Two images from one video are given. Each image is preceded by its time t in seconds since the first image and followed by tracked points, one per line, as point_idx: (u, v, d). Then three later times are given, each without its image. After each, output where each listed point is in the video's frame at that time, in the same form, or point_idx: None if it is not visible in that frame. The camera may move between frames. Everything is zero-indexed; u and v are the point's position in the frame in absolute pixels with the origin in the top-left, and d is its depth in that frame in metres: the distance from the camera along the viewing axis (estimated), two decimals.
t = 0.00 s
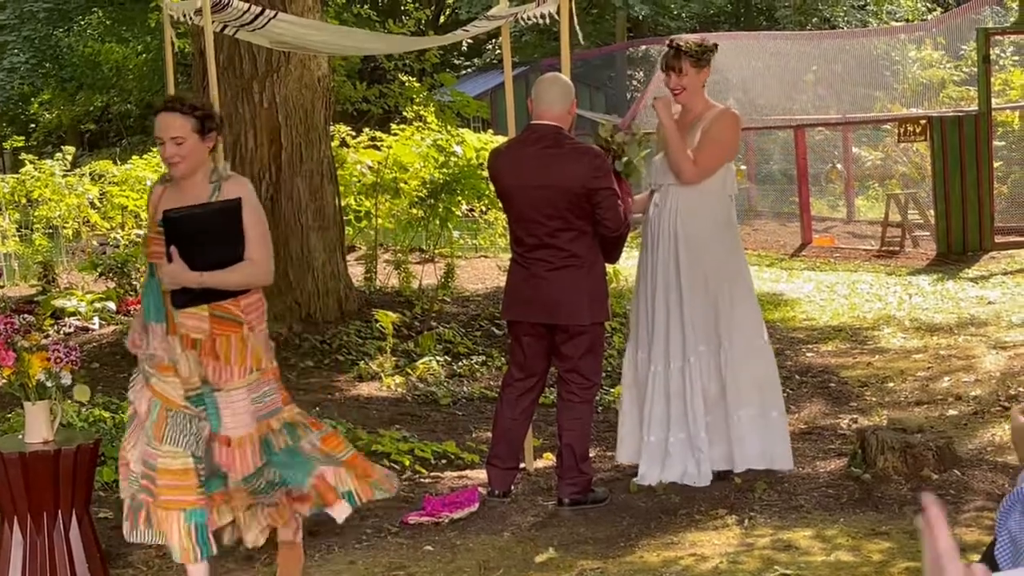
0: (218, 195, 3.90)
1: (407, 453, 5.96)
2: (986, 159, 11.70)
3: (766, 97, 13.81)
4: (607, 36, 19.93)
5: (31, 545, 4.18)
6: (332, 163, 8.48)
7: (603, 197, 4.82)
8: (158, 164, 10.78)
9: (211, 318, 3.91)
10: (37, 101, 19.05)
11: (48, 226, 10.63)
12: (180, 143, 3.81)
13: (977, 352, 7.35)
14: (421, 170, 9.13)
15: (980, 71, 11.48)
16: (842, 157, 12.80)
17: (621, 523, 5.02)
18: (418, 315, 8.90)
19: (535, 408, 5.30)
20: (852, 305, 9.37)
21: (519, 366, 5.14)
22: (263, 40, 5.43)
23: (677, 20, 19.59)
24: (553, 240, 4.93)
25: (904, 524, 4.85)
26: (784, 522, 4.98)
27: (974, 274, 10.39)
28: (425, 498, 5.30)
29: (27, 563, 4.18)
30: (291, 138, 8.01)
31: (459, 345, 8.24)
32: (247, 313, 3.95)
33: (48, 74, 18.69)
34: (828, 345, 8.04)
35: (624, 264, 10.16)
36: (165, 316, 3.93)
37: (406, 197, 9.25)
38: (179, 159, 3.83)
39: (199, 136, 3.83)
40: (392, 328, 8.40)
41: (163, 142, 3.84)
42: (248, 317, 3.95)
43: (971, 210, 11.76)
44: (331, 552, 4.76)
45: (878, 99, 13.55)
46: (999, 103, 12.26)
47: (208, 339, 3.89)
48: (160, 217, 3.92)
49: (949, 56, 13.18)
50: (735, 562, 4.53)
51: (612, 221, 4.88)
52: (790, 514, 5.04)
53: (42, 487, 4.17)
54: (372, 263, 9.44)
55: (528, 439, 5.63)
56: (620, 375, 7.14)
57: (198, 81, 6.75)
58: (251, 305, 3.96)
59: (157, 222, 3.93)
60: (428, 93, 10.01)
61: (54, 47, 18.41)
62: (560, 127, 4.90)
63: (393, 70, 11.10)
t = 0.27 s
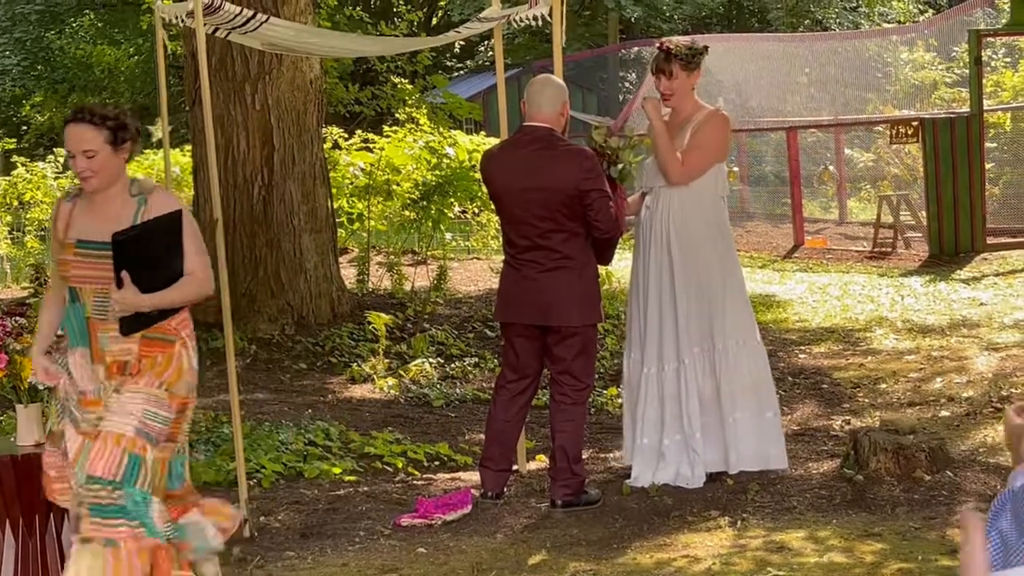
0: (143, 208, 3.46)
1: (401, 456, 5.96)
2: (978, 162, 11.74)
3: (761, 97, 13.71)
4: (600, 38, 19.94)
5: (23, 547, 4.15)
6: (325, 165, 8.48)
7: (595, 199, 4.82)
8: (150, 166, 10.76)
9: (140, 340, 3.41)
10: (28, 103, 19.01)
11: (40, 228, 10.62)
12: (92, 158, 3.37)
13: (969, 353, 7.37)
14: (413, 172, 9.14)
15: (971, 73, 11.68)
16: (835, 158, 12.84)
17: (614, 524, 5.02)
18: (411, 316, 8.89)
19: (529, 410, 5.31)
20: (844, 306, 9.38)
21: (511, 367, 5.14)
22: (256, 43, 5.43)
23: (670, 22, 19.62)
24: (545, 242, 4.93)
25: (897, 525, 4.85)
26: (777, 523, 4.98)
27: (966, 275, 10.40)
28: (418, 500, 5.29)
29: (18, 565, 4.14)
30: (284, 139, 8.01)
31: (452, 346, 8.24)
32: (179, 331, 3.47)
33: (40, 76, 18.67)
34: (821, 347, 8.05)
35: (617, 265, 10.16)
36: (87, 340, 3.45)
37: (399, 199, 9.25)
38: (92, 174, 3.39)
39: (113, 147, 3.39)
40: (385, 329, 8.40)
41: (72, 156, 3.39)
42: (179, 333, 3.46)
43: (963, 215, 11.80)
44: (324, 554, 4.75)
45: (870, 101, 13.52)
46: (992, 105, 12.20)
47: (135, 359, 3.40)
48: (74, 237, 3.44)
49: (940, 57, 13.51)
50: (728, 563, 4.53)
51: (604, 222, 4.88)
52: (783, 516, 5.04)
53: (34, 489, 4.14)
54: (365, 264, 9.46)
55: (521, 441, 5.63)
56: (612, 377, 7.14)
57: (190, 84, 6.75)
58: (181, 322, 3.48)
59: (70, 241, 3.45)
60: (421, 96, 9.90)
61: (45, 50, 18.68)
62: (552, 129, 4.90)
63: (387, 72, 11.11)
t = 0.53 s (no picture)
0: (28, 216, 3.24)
1: (392, 458, 5.95)
2: (968, 164, 11.72)
3: (751, 99, 13.78)
4: (590, 40, 19.96)
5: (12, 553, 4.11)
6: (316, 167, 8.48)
7: (585, 201, 4.83)
8: (140, 168, 10.73)
9: (22, 361, 3.25)
10: (18, 104, 18.97)
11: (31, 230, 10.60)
12: None
13: (960, 355, 7.38)
14: (403, 174, 9.14)
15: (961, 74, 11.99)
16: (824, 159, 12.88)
17: (606, 527, 5.01)
18: (402, 318, 8.88)
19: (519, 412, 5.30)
20: (835, 308, 9.39)
21: (502, 369, 5.14)
22: (246, 46, 5.42)
23: (661, 24, 19.64)
24: (535, 244, 4.93)
25: (888, 527, 4.86)
26: (769, 525, 4.98)
27: (957, 277, 10.43)
28: (409, 503, 5.28)
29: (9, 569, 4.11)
30: (274, 141, 7.99)
31: (444, 348, 8.23)
32: (72, 355, 3.31)
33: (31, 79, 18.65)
34: (811, 348, 8.06)
35: (609, 267, 10.17)
36: None
37: (390, 202, 9.26)
38: None
39: None
40: (376, 331, 8.38)
41: None
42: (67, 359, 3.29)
43: (953, 219, 11.79)
44: (315, 557, 4.74)
45: (861, 103, 13.73)
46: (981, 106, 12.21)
47: (15, 384, 3.25)
48: None
49: (931, 60, 13.47)
50: (719, 565, 4.53)
51: (594, 224, 4.88)
52: (775, 518, 5.04)
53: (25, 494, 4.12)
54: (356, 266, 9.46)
55: (513, 443, 5.63)
56: (603, 379, 7.14)
57: (181, 86, 6.74)
58: (71, 344, 3.30)
59: None
60: (411, 98, 9.91)
61: (36, 52, 18.72)
62: (543, 130, 4.90)
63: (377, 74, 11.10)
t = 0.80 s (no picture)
0: None
1: (381, 461, 5.94)
2: (956, 165, 11.81)
3: (742, 102, 13.81)
4: (580, 42, 19.97)
5: None
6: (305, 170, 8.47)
7: (577, 202, 4.83)
8: (129, 170, 10.76)
9: None
10: (6, 106, 18.91)
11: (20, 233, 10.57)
12: None
13: (949, 356, 7.39)
14: (393, 177, 9.14)
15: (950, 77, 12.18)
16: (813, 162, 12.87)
17: (596, 529, 5.00)
18: (392, 321, 8.87)
19: (508, 416, 5.29)
20: (824, 310, 9.40)
21: (492, 373, 5.13)
22: (235, 49, 5.42)
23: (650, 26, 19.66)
24: (526, 246, 4.92)
25: (878, 528, 4.86)
26: (758, 526, 4.98)
27: (946, 278, 10.44)
28: (399, 506, 5.28)
29: None
30: (264, 144, 7.98)
31: (434, 350, 8.23)
32: None
33: (19, 81, 18.61)
34: (801, 350, 8.07)
35: (599, 269, 10.17)
36: None
37: (380, 204, 9.26)
38: None
39: None
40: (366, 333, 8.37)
41: None
42: None
43: (942, 220, 11.85)
44: (305, 560, 4.73)
45: (849, 105, 13.63)
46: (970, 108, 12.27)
47: None
48: None
49: (919, 61, 13.23)
50: (709, 566, 4.53)
51: (585, 225, 4.88)
52: (764, 519, 5.05)
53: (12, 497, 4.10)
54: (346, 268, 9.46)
55: (502, 445, 5.63)
56: (593, 381, 7.14)
57: (170, 88, 6.73)
58: None
59: None
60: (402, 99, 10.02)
61: (24, 55, 18.66)
62: (533, 132, 4.90)
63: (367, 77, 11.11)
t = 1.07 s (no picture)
0: None
1: (370, 463, 5.94)
2: (945, 166, 11.85)
3: (731, 104, 13.88)
4: (569, 44, 19.99)
5: None
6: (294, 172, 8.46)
7: (568, 204, 4.83)
8: (117, 173, 10.74)
9: None
10: None
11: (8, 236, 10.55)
12: None
13: (937, 358, 7.41)
14: (381, 178, 9.14)
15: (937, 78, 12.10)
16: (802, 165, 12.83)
17: (586, 530, 5.00)
18: (381, 323, 8.87)
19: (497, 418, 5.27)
20: (813, 311, 9.41)
21: (482, 375, 5.12)
22: (223, 51, 5.41)
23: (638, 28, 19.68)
24: (518, 248, 4.92)
25: (867, 529, 4.87)
26: (748, 528, 4.98)
27: (934, 279, 10.47)
28: (389, 508, 5.27)
29: None
30: (254, 146, 7.98)
31: (423, 353, 8.23)
32: None
33: (7, 83, 18.56)
34: (790, 352, 8.08)
35: (588, 271, 10.18)
36: None
37: (369, 206, 9.26)
38: None
39: None
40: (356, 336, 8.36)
41: None
42: None
43: (931, 224, 11.92)
44: (294, 562, 4.72)
45: (838, 106, 13.54)
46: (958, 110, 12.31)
47: None
48: None
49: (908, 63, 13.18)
50: (699, 568, 4.53)
51: (576, 227, 4.89)
52: (754, 521, 5.05)
53: None
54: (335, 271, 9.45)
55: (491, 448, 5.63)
56: (582, 383, 7.15)
57: (159, 91, 6.73)
58: None
59: None
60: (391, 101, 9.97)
61: (13, 57, 18.60)
62: (523, 134, 4.90)
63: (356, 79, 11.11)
